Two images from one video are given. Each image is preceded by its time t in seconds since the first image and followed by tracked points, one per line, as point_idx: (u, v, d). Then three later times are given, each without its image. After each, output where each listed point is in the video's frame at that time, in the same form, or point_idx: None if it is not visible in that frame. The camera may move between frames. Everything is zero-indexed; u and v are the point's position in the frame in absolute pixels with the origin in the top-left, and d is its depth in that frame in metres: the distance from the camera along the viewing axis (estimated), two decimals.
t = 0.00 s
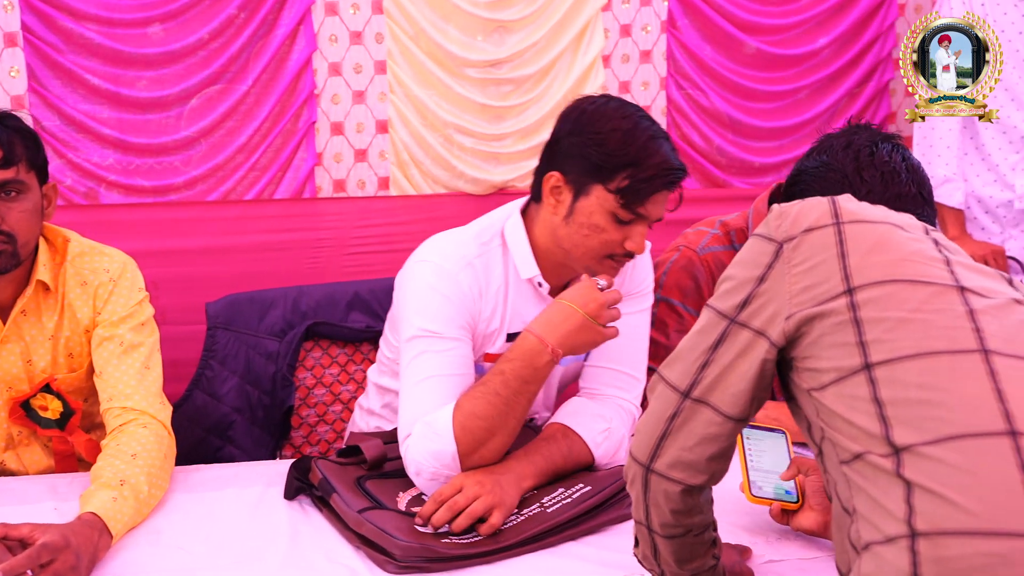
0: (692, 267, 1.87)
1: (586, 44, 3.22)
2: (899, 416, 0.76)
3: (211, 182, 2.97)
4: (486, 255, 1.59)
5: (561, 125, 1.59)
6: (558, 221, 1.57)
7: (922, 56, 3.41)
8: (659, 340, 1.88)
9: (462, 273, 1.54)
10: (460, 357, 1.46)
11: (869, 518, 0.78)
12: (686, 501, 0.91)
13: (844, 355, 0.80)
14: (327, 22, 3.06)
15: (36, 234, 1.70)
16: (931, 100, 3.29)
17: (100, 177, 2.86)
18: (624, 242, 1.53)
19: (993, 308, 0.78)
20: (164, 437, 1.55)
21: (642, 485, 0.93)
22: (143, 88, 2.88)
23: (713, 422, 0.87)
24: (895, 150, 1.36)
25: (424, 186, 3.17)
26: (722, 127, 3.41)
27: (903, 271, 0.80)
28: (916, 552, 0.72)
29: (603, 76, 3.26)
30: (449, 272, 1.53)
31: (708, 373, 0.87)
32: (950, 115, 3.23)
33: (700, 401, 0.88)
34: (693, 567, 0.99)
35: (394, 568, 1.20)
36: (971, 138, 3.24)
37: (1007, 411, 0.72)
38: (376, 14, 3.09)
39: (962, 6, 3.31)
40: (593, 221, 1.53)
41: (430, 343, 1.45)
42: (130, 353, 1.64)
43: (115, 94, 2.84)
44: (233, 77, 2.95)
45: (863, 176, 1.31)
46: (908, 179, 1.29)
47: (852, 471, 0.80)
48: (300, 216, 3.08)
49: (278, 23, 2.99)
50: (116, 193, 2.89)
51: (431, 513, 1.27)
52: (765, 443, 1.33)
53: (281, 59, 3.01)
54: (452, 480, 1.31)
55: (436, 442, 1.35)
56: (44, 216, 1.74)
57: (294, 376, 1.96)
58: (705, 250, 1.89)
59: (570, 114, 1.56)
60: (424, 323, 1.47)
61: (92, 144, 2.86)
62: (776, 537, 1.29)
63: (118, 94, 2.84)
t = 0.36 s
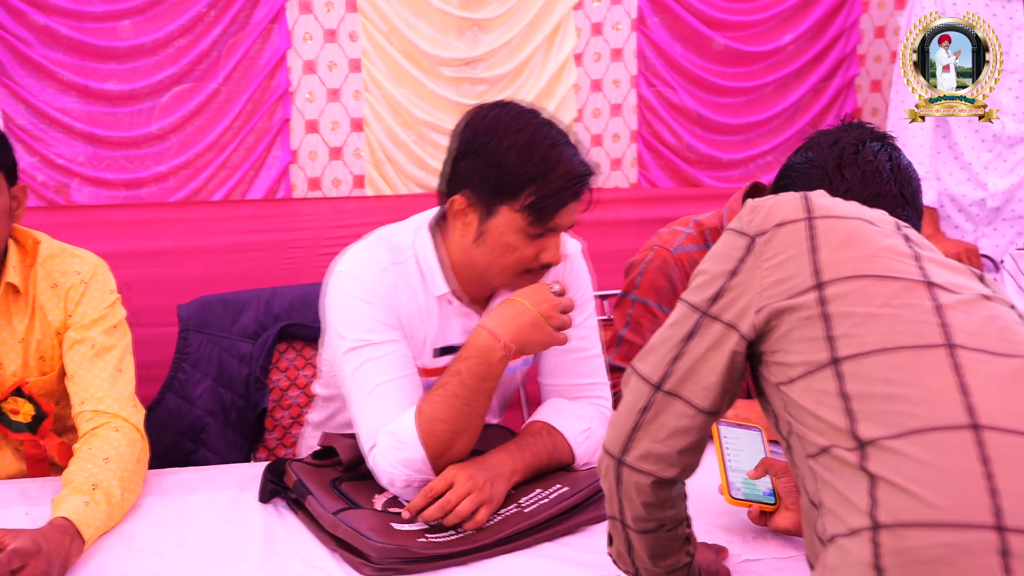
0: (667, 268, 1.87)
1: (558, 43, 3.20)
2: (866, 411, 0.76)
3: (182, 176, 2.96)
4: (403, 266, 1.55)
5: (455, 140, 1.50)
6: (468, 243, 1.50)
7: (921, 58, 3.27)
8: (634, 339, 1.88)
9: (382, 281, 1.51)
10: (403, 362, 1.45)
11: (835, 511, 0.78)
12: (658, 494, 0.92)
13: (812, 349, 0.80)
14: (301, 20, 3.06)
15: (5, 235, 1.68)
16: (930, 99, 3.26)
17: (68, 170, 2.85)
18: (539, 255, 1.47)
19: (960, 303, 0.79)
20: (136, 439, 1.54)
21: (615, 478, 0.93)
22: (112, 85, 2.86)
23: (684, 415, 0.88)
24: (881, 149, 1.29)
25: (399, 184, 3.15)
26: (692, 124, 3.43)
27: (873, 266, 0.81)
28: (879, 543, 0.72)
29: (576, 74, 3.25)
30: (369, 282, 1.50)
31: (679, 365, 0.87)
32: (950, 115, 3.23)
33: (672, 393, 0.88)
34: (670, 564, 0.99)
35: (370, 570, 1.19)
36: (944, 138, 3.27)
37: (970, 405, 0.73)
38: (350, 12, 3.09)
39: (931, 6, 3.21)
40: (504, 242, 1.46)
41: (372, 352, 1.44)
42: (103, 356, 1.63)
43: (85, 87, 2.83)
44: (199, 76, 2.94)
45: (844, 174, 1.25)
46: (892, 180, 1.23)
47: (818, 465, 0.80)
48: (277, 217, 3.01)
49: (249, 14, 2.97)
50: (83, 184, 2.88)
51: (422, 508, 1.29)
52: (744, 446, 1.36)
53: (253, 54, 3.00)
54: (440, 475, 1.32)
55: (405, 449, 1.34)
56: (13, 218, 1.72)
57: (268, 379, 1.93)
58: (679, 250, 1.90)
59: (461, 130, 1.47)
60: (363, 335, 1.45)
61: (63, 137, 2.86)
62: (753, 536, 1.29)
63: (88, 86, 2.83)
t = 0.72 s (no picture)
0: (636, 263, 1.87)
1: (530, 40, 3.19)
2: (837, 408, 0.76)
3: (158, 171, 2.93)
4: (380, 265, 1.55)
5: (423, 168, 1.46)
6: (452, 271, 1.49)
7: (922, 57, 3.04)
8: (609, 336, 1.88)
9: (357, 283, 1.51)
10: (382, 363, 1.45)
11: (806, 507, 0.78)
12: (635, 490, 0.92)
13: (786, 345, 0.81)
14: (282, 18, 3.03)
15: None
16: (930, 100, 3.05)
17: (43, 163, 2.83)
18: (526, 274, 1.47)
19: (935, 301, 0.79)
20: (115, 443, 1.53)
21: (592, 474, 0.93)
22: (90, 85, 2.83)
23: (661, 410, 0.88)
24: (862, 147, 1.24)
25: (382, 184, 3.11)
26: (666, 121, 3.36)
27: (848, 264, 0.81)
28: (847, 539, 0.73)
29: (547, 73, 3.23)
30: (343, 282, 1.50)
31: (656, 361, 0.87)
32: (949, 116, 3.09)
33: (649, 389, 0.88)
34: (648, 561, 0.99)
35: (350, 572, 1.19)
36: (920, 138, 3.11)
37: (940, 402, 0.73)
38: (331, 10, 3.05)
39: (907, 7, 3.03)
40: (491, 268, 1.45)
41: (351, 354, 1.44)
42: (81, 358, 1.62)
43: (61, 79, 2.81)
44: (174, 76, 2.92)
45: (824, 173, 1.20)
46: (871, 179, 1.20)
47: (792, 461, 0.81)
48: (256, 218, 2.99)
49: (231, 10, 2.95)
50: (59, 176, 2.86)
51: (405, 513, 1.32)
52: (722, 442, 1.35)
53: (231, 50, 2.98)
54: (425, 478, 1.34)
55: (391, 457, 1.35)
56: None
57: (248, 381, 1.93)
58: (647, 244, 1.89)
59: (430, 162, 1.43)
60: (340, 337, 1.45)
61: (40, 128, 2.83)
62: (734, 535, 1.30)
63: (64, 78, 2.80)
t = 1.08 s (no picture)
0: (592, 256, 1.90)
1: (501, 34, 3.06)
2: (810, 405, 0.77)
3: (134, 167, 2.73)
4: (394, 263, 1.54)
5: (444, 168, 1.46)
6: (466, 271, 1.48)
7: (921, 57, 2.84)
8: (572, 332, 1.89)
9: (372, 280, 1.50)
10: (380, 364, 1.44)
11: (779, 504, 0.78)
12: (612, 487, 0.92)
13: (760, 343, 0.81)
14: (262, 15, 2.86)
15: None
16: (930, 100, 2.86)
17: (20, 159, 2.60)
18: (541, 277, 1.47)
19: (907, 298, 0.80)
20: (91, 445, 1.53)
21: (569, 472, 0.93)
22: (65, 84, 2.63)
23: (638, 408, 0.88)
24: (839, 146, 1.14)
25: (362, 185, 2.95)
26: (636, 116, 3.19)
27: (822, 261, 0.81)
28: (819, 536, 0.73)
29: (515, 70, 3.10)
30: (358, 278, 1.49)
31: (632, 358, 0.88)
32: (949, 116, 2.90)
33: (625, 386, 0.88)
34: (626, 560, 0.99)
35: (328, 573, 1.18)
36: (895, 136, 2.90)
37: (912, 399, 0.73)
38: (310, 8, 2.89)
39: (881, 7, 2.79)
40: (508, 270, 1.45)
41: (353, 350, 1.43)
42: (55, 360, 1.61)
43: (36, 74, 2.60)
44: (149, 73, 2.73)
45: (800, 172, 1.10)
46: (847, 179, 1.11)
47: (765, 459, 0.81)
48: (239, 218, 2.84)
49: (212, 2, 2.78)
50: (35, 174, 2.64)
51: (384, 515, 1.32)
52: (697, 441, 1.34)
53: (210, 47, 2.80)
54: (405, 479, 1.33)
55: (378, 455, 1.34)
56: None
57: (225, 382, 1.91)
58: (601, 237, 1.93)
59: (455, 161, 1.44)
60: (344, 331, 1.44)
61: (9, 122, 2.60)
62: (711, 533, 1.30)
63: (40, 74, 2.60)
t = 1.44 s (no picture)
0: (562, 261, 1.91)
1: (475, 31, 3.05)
2: (793, 404, 0.77)
3: (116, 163, 2.65)
4: (393, 265, 1.54)
5: (456, 166, 1.48)
6: (468, 269, 1.49)
7: (921, 57, 2.80)
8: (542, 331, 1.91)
9: (371, 281, 1.50)
10: (372, 366, 1.44)
11: (763, 503, 0.79)
12: (595, 488, 0.92)
13: (743, 343, 0.81)
14: (245, 14, 2.79)
15: None
16: (930, 100, 2.80)
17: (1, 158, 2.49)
18: (541, 281, 1.49)
19: (889, 297, 0.80)
20: (71, 448, 1.52)
21: (552, 472, 0.93)
22: (45, 84, 2.55)
23: (620, 408, 0.88)
24: (821, 147, 1.14)
25: (345, 181, 2.93)
26: (601, 103, 3.20)
27: (804, 261, 0.82)
28: (803, 535, 0.74)
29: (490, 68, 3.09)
30: (357, 277, 1.49)
31: (614, 359, 0.88)
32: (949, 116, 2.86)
33: (608, 386, 0.88)
34: (609, 559, 0.99)
35: None
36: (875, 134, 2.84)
37: (894, 398, 0.74)
38: (292, 7, 2.84)
39: (862, 6, 2.73)
40: (510, 271, 1.47)
41: (346, 351, 1.43)
42: (34, 363, 1.59)
43: (16, 71, 2.49)
44: (131, 70, 2.65)
45: (782, 172, 1.11)
46: (829, 179, 1.11)
47: (748, 458, 0.81)
48: (221, 219, 2.79)
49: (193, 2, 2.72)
50: (16, 173, 2.54)
51: (366, 518, 1.32)
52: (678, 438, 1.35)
53: (192, 46, 2.73)
54: (388, 481, 1.33)
55: (367, 458, 1.34)
56: None
57: (206, 384, 1.90)
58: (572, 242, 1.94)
59: (469, 159, 1.46)
60: (338, 331, 1.44)
61: None
62: (693, 532, 1.31)
63: (20, 71, 2.50)
